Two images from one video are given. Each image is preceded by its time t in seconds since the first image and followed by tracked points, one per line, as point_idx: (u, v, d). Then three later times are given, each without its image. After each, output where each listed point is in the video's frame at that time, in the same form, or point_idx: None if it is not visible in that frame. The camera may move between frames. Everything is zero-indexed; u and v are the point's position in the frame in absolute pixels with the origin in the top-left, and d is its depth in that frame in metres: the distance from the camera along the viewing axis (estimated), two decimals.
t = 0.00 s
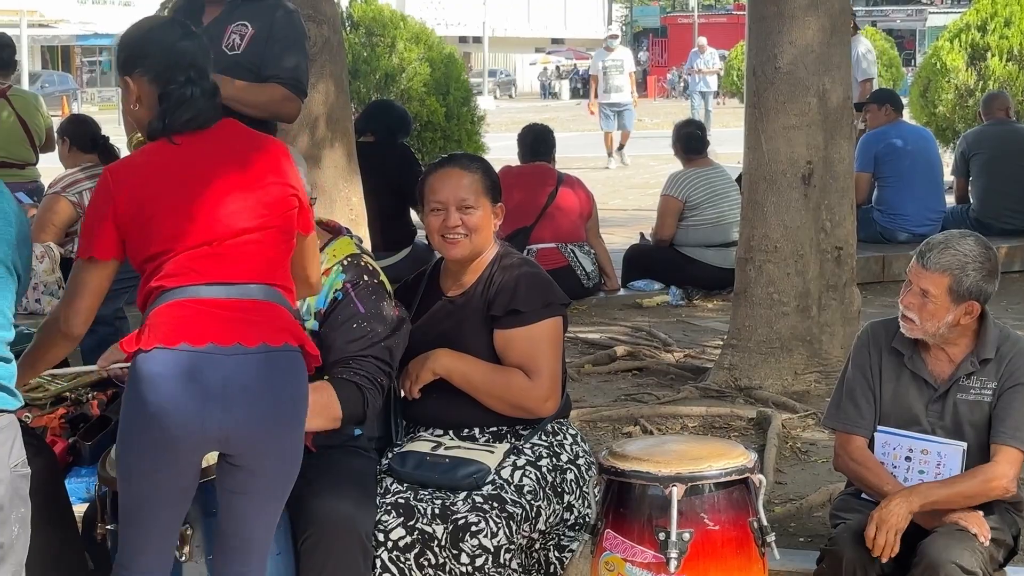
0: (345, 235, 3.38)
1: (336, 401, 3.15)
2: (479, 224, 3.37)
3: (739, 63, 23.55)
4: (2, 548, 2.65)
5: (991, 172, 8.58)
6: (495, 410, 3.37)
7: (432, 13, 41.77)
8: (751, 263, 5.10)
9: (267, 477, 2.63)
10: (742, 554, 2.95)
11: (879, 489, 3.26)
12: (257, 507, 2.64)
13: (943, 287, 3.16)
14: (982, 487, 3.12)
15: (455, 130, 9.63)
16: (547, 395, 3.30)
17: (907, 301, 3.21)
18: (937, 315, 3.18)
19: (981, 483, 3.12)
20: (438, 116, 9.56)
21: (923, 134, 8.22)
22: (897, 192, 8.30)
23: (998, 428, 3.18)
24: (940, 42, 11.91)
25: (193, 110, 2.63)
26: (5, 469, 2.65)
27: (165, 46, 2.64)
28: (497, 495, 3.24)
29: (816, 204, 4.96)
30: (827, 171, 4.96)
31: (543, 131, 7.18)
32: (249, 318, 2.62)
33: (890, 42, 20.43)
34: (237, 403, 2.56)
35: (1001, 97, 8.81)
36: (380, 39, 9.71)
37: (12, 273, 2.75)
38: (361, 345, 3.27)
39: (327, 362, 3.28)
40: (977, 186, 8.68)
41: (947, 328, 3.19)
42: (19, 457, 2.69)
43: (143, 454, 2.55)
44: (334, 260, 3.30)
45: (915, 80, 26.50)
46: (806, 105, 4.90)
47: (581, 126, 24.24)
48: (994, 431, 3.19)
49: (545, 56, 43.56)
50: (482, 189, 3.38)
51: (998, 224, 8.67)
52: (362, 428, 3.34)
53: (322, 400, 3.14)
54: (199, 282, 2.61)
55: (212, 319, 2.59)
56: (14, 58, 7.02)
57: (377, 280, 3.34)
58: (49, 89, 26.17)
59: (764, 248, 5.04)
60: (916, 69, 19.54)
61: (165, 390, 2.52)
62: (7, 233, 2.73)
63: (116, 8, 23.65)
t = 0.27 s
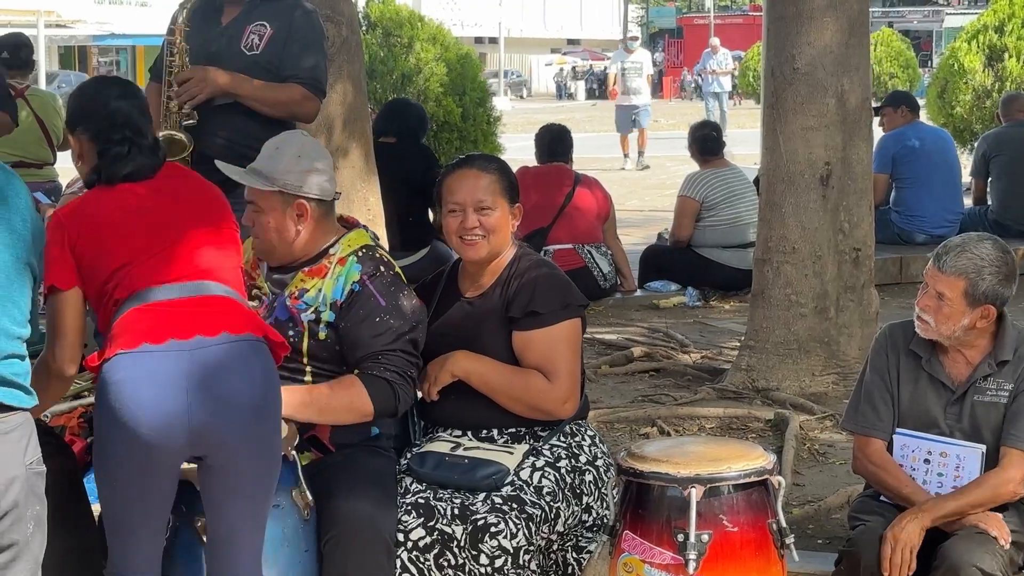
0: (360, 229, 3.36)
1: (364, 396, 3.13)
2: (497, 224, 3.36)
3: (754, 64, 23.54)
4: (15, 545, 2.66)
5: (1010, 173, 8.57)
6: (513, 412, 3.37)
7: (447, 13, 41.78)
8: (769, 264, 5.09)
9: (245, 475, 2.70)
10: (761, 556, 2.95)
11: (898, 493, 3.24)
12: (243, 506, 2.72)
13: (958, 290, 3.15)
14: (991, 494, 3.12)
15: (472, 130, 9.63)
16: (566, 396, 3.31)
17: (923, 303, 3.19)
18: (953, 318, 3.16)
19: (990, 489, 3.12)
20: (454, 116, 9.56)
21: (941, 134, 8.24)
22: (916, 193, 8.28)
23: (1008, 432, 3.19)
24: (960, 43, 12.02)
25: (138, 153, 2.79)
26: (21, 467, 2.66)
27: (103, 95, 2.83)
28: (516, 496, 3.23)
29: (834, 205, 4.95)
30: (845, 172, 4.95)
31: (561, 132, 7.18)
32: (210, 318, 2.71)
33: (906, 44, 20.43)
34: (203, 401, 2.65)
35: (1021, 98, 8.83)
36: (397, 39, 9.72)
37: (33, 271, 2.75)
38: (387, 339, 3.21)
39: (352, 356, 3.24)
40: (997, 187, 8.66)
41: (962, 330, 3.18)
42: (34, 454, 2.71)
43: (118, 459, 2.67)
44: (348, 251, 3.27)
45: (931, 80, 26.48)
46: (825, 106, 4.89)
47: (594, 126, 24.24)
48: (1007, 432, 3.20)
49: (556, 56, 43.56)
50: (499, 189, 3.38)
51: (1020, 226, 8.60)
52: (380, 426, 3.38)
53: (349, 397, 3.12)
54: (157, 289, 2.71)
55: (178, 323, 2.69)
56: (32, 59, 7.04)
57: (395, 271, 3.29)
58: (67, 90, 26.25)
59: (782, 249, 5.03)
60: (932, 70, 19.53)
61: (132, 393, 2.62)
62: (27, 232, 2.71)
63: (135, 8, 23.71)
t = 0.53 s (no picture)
0: (374, 230, 3.38)
1: (398, 396, 3.16)
2: (514, 225, 3.36)
3: (767, 64, 23.52)
4: (31, 544, 2.60)
5: None
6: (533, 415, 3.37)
7: (458, 13, 41.81)
8: (784, 265, 5.09)
9: (247, 460, 2.75)
10: (775, 557, 2.94)
11: (913, 494, 3.24)
12: (244, 497, 2.76)
13: (973, 291, 3.14)
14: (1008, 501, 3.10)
15: (484, 131, 9.65)
16: (583, 398, 3.30)
17: (937, 304, 3.19)
18: (967, 319, 3.15)
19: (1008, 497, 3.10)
20: (467, 116, 9.56)
21: (957, 135, 8.27)
22: (931, 195, 8.28)
23: None
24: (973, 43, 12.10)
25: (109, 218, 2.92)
26: (35, 466, 2.59)
27: (61, 167, 2.93)
28: (531, 497, 3.21)
29: (849, 205, 4.94)
30: (860, 172, 4.94)
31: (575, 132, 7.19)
32: (199, 310, 2.79)
33: (919, 44, 20.42)
34: (202, 394, 2.69)
35: None
36: (411, 40, 9.73)
37: (54, 267, 2.61)
38: (417, 339, 3.24)
39: (380, 358, 3.26)
40: (1012, 189, 8.65)
41: (976, 332, 3.17)
42: (49, 453, 2.64)
43: (116, 457, 2.70)
44: (366, 253, 3.28)
45: (944, 80, 26.47)
46: (840, 106, 4.88)
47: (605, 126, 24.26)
48: None
49: (565, 56, 43.58)
50: (513, 189, 3.38)
51: None
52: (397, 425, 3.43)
53: (382, 398, 3.15)
54: (143, 292, 2.78)
55: (170, 315, 2.75)
56: (47, 58, 7.06)
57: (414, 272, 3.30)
58: (80, 89, 26.31)
59: (797, 249, 5.03)
60: (946, 71, 19.53)
61: (130, 390, 2.66)
62: (45, 223, 2.59)
63: (148, 8, 23.74)
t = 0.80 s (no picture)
0: (388, 229, 3.37)
1: (412, 389, 3.14)
2: (529, 224, 3.35)
3: (777, 64, 23.54)
4: (46, 543, 2.57)
5: None
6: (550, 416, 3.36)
7: (467, 13, 41.83)
8: (798, 265, 5.08)
9: (261, 446, 2.75)
10: (792, 557, 2.94)
11: (927, 496, 3.24)
12: (258, 488, 2.75)
13: (987, 294, 3.12)
14: None
15: (496, 130, 9.65)
16: (597, 399, 3.30)
17: (951, 305, 3.18)
18: (981, 321, 3.14)
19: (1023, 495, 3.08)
20: (479, 116, 9.58)
21: (973, 135, 8.28)
22: (944, 195, 8.28)
23: None
24: (986, 43, 12.12)
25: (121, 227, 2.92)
26: (49, 464, 2.56)
27: (77, 176, 2.89)
28: (547, 497, 3.22)
29: (864, 205, 4.94)
30: (874, 172, 4.94)
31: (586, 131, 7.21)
32: (213, 307, 2.78)
33: (931, 43, 20.41)
34: (215, 384, 2.69)
35: None
36: (422, 40, 9.74)
37: (66, 266, 2.59)
38: (433, 337, 3.22)
39: (393, 358, 3.24)
40: None
41: (990, 334, 3.15)
42: (63, 451, 2.61)
43: (130, 451, 2.69)
44: (379, 253, 3.27)
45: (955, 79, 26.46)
46: (855, 106, 4.87)
47: (614, 126, 24.28)
48: None
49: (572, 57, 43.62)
50: (529, 190, 3.37)
51: None
52: (411, 425, 3.40)
53: (397, 390, 3.12)
54: (157, 289, 2.77)
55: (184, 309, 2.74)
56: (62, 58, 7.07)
57: (427, 272, 3.29)
58: (91, 89, 26.34)
59: (811, 249, 5.03)
60: (958, 71, 19.56)
61: (144, 382, 2.65)
62: (57, 221, 2.56)
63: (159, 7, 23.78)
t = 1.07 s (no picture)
0: (401, 228, 3.38)
1: (404, 392, 3.14)
2: (529, 227, 3.35)
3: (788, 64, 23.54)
4: (59, 542, 2.58)
5: None
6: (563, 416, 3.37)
7: (476, 12, 41.85)
8: (809, 264, 5.08)
9: (268, 443, 2.75)
10: (804, 556, 2.94)
11: (938, 497, 3.24)
12: (265, 487, 2.75)
13: (996, 296, 3.11)
14: None
15: (507, 129, 9.65)
16: (610, 398, 3.31)
17: (960, 307, 3.17)
18: (990, 323, 3.12)
19: None
20: (490, 115, 9.58)
21: (985, 134, 8.25)
22: (955, 194, 8.27)
23: None
24: (998, 42, 12.11)
25: (143, 202, 2.87)
26: (61, 464, 2.56)
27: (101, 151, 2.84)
28: (558, 495, 3.22)
29: (875, 205, 4.94)
30: (886, 171, 4.94)
31: (597, 129, 7.20)
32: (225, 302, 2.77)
33: (943, 43, 20.40)
34: (221, 384, 2.69)
35: None
36: (433, 38, 9.74)
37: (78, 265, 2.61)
38: (427, 339, 3.22)
39: (394, 358, 3.25)
40: None
41: (999, 336, 3.13)
42: (76, 451, 2.61)
43: (138, 448, 2.70)
44: (391, 252, 3.28)
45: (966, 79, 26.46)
46: (867, 105, 4.87)
47: (623, 125, 24.28)
48: None
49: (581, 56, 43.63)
50: (538, 192, 3.36)
51: None
52: (421, 424, 3.42)
53: (389, 393, 3.13)
54: (172, 282, 2.76)
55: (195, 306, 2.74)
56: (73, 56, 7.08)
57: (436, 272, 3.28)
58: (102, 87, 26.39)
59: (823, 249, 5.02)
60: (969, 71, 19.55)
61: (152, 378, 2.67)
62: (68, 223, 2.56)
63: (170, 6, 23.83)
